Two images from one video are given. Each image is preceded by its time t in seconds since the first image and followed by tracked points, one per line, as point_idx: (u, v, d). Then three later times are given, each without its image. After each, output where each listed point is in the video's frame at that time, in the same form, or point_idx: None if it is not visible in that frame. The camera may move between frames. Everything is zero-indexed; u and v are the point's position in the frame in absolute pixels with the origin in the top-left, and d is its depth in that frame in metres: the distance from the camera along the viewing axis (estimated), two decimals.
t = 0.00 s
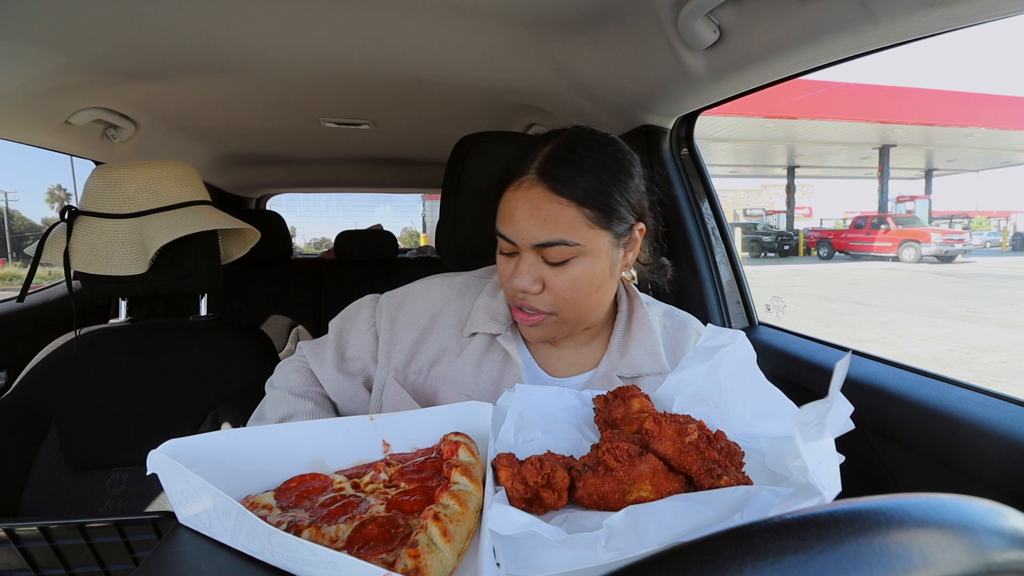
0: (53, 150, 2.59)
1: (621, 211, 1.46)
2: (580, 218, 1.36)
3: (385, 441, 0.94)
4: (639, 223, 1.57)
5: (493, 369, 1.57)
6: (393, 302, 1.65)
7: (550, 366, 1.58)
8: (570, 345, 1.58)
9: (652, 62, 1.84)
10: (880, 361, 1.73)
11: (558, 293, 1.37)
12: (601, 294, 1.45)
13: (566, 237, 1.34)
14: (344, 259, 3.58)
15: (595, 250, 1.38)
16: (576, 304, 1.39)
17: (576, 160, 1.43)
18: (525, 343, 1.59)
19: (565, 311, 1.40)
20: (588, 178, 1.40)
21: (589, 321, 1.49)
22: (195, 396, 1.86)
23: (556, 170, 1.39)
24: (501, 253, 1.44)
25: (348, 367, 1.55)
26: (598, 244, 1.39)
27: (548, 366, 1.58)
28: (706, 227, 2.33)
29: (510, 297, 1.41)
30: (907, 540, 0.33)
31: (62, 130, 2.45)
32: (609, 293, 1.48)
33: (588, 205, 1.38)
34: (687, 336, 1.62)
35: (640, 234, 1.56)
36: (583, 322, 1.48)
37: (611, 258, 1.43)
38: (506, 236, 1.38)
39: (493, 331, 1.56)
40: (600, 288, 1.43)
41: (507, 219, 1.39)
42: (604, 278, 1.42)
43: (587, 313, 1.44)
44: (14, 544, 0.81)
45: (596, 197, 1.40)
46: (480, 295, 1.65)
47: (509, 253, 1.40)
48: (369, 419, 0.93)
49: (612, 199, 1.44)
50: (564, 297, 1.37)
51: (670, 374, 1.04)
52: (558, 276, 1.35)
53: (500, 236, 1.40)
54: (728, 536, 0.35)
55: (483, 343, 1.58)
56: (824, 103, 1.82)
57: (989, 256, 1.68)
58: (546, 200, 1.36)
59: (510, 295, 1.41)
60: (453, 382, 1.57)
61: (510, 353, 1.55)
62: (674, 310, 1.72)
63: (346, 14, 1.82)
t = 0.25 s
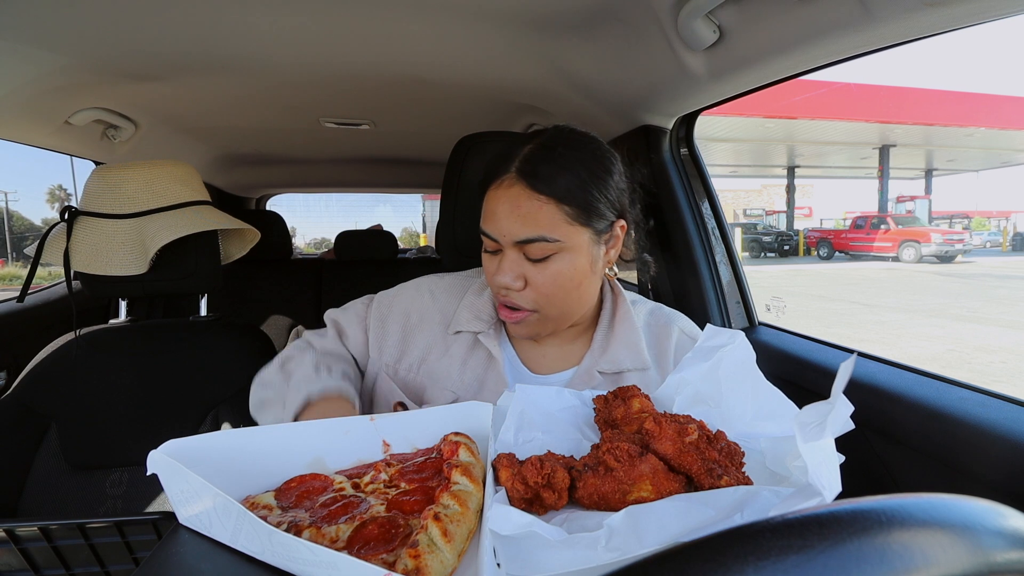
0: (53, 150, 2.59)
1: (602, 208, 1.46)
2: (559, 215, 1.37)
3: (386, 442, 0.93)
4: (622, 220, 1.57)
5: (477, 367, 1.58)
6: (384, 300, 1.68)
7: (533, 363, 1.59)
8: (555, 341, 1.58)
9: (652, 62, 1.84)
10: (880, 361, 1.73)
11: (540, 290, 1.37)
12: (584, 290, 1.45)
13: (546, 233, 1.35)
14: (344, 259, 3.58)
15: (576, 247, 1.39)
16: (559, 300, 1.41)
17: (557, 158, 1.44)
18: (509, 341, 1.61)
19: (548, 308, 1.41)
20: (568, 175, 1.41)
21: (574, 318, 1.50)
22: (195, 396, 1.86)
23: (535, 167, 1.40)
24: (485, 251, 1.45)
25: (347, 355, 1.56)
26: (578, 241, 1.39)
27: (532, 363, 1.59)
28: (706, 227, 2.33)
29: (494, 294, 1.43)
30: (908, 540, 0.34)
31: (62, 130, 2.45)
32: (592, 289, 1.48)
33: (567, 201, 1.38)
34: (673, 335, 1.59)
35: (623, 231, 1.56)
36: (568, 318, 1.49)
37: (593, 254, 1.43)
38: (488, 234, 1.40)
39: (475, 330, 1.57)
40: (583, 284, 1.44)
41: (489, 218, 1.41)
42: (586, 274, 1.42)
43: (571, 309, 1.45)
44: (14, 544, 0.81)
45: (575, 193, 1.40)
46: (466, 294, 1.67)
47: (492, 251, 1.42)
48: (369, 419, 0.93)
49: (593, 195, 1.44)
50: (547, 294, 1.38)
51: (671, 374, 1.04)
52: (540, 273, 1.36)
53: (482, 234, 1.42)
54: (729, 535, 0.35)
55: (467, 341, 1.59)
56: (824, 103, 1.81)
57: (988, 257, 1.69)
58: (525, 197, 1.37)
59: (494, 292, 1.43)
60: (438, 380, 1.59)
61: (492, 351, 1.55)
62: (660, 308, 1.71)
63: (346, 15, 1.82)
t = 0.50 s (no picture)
0: (53, 150, 2.59)
1: (598, 196, 1.51)
2: (557, 198, 1.43)
3: (386, 441, 0.94)
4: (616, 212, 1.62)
5: (473, 355, 1.66)
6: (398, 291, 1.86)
7: (522, 355, 1.65)
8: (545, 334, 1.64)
9: (652, 62, 1.84)
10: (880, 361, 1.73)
11: (536, 272, 1.42)
12: (579, 276, 1.49)
13: (543, 215, 1.40)
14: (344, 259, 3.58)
15: (572, 231, 1.44)
16: (555, 283, 1.45)
17: (555, 146, 1.51)
18: (501, 331, 1.69)
19: (544, 291, 1.45)
20: (566, 162, 1.47)
21: (569, 304, 1.54)
22: (195, 395, 1.87)
23: (535, 154, 1.47)
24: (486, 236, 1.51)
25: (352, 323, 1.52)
26: (575, 225, 1.44)
27: (524, 356, 1.65)
28: (706, 227, 2.33)
29: (492, 277, 1.47)
30: (909, 540, 0.33)
31: (62, 130, 2.45)
32: (587, 276, 1.52)
33: (564, 187, 1.45)
34: (657, 328, 1.61)
35: (617, 222, 1.61)
36: (563, 305, 1.53)
37: (588, 240, 1.48)
38: (488, 217, 1.45)
39: (471, 319, 1.65)
40: (579, 270, 1.48)
41: (489, 202, 1.47)
42: (581, 259, 1.47)
43: (566, 294, 1.49)
44: (14, 544, 0.81)
45: (573, 180, 1.46)
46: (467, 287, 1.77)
47: (492, 235, 1.47)
48: (369, 419, 0.93)
49: (589, 184, 1.50)
50: (543, 276, 1.43)
51: (671, 375, 1.04)
52: (537, 255, 1.41)
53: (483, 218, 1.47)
54: (729, 535, 0.35)
55: (465, 330, 1.68)
56: (825, 103, 1.81)
57: (989, 257, 1.69)
58: (525, 182, 1.43)
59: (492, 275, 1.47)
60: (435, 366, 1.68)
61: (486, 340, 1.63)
62: (649, 305, 1.72)
63: (346, 14, 1.82)
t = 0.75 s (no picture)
0: (53, 150, 2.59)
1: (606, 185, 1.63)
2: (574, 182, 1.53)
3: (385, 441, 0.94)
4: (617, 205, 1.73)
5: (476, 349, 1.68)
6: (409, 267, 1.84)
7: (523, 346, 1.69)
8: (548, 327, 1.68)
9: (652, 62, 1.84)
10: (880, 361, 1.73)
11: (554, 251, 1.49)
12: (590, 259, 1.58)
13: (562, 196, 1.50)
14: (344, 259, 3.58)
15: (587, 214, 1.54)
16: (571, 262, 1.51)
17: (570, 137, 1.62)
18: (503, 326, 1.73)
19: (559, 271, 1.51)
20: (582, 151, 1.59)
21: (579, 289, 1.60)
22: (195, 395, 1.87)
23: (552, 142, 1.58)
24: (500, 220, 1.56)
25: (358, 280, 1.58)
26: (590, 207, 1.55)
27: (525, 353, 1.67)
28: (706, 227, 2.32)
29: (509, 260, 1.52)
30: (910, 540, 0.33)
31: (62, 130, 2.45)
32: (596, 261, 1.61)
33: (580, 173, 1.56)
34: (653, 321, 1.62)
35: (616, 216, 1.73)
36: (573, 290, 1.58)
37: (599, 224, 1.58)
38: (508, 200, 1.52)
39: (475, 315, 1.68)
40: (590, 253, 1.56)
41: (508, 185, 1.54)
42: (593, 242, 1.56)
43: (578, 276, 1.56)
44: (14, 544, 0.81)
45: (587, 167, 1.58)
46: (471, 282, 1.82)
47: (509, 218, 1.54)
48: (369, 419, 0.93)
49: (599, 172, 1.61)
50: (560, 255, 1.49)
51: (671, 376, 1.04)
52: (555, 235, 1.49)
53: (502, 202, 1.54)
54: (729, 536, 0.35)
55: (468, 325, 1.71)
56: (825, 102, 1.81)
57: (989, 257, 1.68)
58: (545, 165, 1.53)
59: (509, 257, 1.52)
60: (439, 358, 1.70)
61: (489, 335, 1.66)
62: (648, 301, 1.74)
63: (346, 14, 1.82)
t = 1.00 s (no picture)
0: (53, 150, 2.59)
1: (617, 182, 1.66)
2: (592, 178, 1.56)
3: (385, 441, 0.94)
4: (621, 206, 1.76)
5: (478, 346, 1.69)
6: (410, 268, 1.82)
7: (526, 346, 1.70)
8: (551, 326, 1.69)
9: (652, 62, 1.84)
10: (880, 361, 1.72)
11: (572, 244, 1.49)
12: (603, 254, 1.59)
13: (580, 191, 1.52)
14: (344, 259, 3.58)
15: (603, 210, 1.56)
16: (586, 256, 1.52)
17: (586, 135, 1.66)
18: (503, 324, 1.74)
19: (575, 264, 1.52)
20: (598, 149, 1.62)
21: (589, 284, 1.61)
22: (195, 395, 1.87)
23: (570, 138, 1.61)
24: (514, 213, 1.56)
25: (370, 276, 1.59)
26: (605, 203, 1.57)
27: (528, 352, 1.69)
28: (706, 227, 2.32)
29: (526, 251, 1.51)
30: (910, 540, 0.33)
31: (62, 130, 2.45)
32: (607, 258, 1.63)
33: (597, 169, 1.59)
34: (654, 320, 1.61)
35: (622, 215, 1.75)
36: (584, 284, 1.59)
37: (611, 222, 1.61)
38: (526, 192, 1.52)
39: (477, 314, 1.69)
40: (602, 249, 1.58)
41: (525, 178, 1.55)
42: (606, 239, 1.58)
43: (591, 270, 1.57)
44: (14, 544, 0.81)
45: (603, 165, 1.61)
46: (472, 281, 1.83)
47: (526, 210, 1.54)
48: (369, 419, 0.93)
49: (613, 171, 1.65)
50: (577, 248, 1.50)
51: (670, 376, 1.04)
52: (573, 228, 1.50)
53: (519, 194, 1.54)
54: (729, 536, 0.35)
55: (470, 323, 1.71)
56: (825, 103, 1.81)
57: (989, 257, 1.67)
58: (564, 160, 1.55)
59: (524, 248, 1.51)
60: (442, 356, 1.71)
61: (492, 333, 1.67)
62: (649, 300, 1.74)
63: (346, 14, 1.82)
